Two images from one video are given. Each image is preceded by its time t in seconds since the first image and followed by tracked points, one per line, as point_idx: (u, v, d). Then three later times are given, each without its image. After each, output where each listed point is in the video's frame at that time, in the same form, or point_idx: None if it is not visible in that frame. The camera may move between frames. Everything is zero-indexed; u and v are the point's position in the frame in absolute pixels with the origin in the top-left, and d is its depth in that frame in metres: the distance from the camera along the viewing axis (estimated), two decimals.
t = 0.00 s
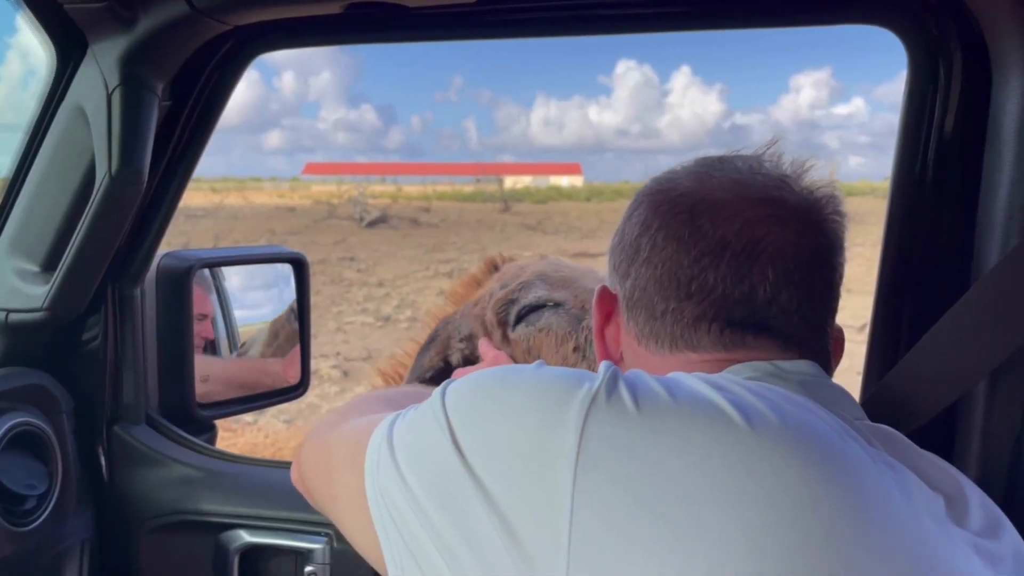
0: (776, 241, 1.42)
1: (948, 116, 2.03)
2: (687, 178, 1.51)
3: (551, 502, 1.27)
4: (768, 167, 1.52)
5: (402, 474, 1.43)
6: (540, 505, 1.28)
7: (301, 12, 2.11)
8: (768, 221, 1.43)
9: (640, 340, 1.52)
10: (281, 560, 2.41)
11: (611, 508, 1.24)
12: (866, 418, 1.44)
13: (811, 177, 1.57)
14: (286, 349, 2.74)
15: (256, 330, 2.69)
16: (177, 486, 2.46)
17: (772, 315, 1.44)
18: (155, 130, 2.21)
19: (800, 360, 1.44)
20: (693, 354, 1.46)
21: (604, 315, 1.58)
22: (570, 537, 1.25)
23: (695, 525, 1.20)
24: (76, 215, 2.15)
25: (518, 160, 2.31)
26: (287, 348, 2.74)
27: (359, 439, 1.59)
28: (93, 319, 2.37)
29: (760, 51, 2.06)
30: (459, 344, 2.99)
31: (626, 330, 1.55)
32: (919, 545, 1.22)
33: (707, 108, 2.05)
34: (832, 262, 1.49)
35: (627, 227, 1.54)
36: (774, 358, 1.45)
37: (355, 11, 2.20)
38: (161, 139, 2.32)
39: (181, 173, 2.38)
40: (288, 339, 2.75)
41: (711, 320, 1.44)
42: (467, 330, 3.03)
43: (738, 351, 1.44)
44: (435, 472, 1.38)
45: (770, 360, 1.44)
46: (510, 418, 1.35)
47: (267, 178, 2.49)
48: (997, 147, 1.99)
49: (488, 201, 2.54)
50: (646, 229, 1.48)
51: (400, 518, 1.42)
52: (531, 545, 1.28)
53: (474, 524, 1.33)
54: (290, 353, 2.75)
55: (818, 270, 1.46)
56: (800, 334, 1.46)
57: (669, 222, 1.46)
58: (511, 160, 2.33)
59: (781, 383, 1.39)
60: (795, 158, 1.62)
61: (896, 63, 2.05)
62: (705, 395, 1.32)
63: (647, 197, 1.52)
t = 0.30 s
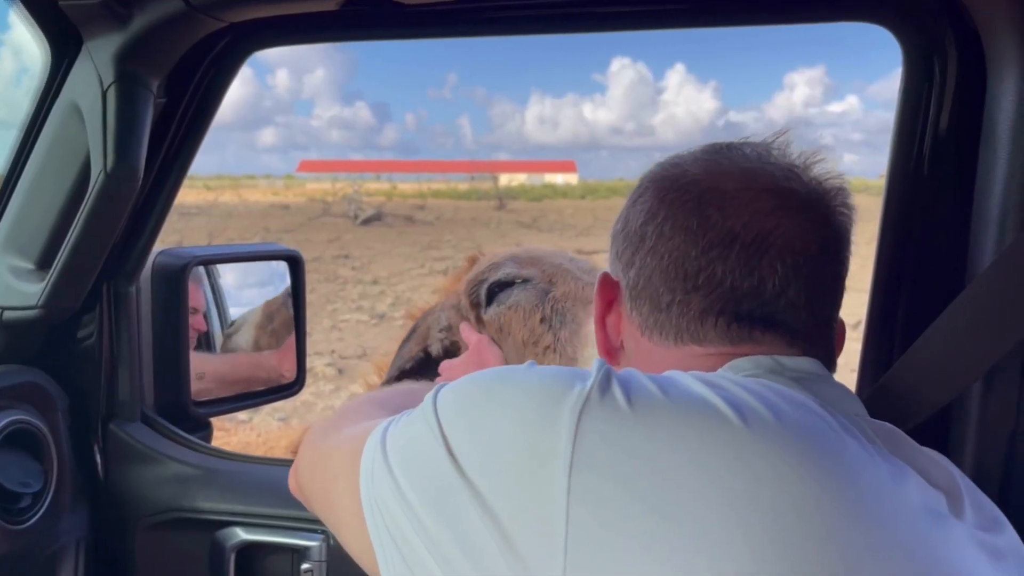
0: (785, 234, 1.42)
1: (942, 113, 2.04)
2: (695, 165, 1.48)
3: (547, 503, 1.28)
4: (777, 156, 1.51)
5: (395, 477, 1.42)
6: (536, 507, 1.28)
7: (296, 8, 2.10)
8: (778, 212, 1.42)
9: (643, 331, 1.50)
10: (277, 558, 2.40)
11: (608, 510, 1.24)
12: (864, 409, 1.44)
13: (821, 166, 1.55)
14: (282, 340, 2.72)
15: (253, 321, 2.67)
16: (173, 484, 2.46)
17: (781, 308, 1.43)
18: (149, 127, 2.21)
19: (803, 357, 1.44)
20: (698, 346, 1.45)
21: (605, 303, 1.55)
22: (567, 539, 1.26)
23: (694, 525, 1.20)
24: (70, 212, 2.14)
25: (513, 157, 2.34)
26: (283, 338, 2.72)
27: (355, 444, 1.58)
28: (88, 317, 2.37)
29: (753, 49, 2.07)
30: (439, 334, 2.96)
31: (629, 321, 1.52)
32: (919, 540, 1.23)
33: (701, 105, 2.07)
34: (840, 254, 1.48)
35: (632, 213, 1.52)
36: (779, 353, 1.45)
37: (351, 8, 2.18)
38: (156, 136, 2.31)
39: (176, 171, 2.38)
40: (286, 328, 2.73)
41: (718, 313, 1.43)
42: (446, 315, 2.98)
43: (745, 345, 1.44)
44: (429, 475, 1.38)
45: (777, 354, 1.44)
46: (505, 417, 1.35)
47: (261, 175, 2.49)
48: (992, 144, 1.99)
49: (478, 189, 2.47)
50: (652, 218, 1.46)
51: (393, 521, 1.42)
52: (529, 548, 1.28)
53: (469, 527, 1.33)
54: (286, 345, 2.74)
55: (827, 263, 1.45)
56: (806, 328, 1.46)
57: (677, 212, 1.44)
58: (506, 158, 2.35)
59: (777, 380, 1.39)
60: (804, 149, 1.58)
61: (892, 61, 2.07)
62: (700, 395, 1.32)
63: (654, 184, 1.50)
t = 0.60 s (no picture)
0: (838, 236, 1.36)
1: (959, 112, 2.02)
2: (741, 150, 1.39)
3: (574, 519, 1.24)
4: (822, 143, 1.44)
5: (411, 493, 1.38)
6: (563, 524, 1.25)
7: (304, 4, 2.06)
8: (831, 211, 1.35)
9: (677, 326, 1.43)
10: (285, 564, 2.35)
11: (638, 527, 1.21)
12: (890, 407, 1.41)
13: (866, 156, 1.49)
14: (285, 326, 2.67)
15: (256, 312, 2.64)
16: (177, 490, 2.41)
17: (829, 311, 1.37)
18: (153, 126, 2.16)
19: (839, 366, 1.39)
20: (738, 348, 1.39)
21: (633, 287, 1.47)
22: (597, 557, 1.22)
23: (730, 543, 1.17)
24: (71, 215, 2.09)
25: (502, 156, 2.46)
26: (287, 319, 2.66)
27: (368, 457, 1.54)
28: (88, 319, 2.33)
29: (747, 47, 2.06)
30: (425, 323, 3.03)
31: (659, 308, 1.45)
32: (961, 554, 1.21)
33: (689, 103, 2.04)
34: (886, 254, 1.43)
35: (667, 196, 1.41)
36: (821, 358, 1.40)
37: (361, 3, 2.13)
38: (158, 136, 2.26)
39: (179, 172, 2.33)
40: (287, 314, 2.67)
41: (764, 316, 1.37)
42: (431, 304, 3.07)
43: (788, 348, 1.39)
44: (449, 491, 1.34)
45: (820, 358, 1.39)
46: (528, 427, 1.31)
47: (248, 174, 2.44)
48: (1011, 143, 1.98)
49: (467, 189, 2.64)
50: (697, 207, 1.37)
51: (409, 535, 1.38)
52: (556, 566, 1.25)
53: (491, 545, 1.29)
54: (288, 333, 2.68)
55: (876, 265, 1.40)
56: (849, 331, 1.41)
57: (726, 203, 1.35)
58: (495, 156, 2.48)
59: (807, 384, 1.36)
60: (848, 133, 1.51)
61: (908, 57, 2.04)
62: (729, 404, 1.29)
63: (696, 168, 1.39)
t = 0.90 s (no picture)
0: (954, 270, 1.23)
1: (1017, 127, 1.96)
2: (850, 163, 1.24)
3: None
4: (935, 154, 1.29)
5: (460, 560, 1.25)
6: None
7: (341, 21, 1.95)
8: (949, 243, 1.23)
9: (759, 354, 1.32)
10: None
11: None
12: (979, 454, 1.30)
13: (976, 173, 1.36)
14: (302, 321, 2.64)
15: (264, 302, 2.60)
16: (192, 528, 2.29)
17: (934, 350, 1.26)
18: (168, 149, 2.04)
19: (935, 412, 1.29)
20: (829, 385, 1.28)
21: (708, 297, 1.37)
22: None
23: None
24: (82, 242, 1.98)
25: (487, 156, 2.47)
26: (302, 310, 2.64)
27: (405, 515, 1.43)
28: (96, 346, 2.19)
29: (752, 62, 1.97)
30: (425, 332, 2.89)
31: (735, 325, 1.34)
32: None
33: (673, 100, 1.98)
34: (993, 282, 1.31)
35: (760, 209, 1.27)
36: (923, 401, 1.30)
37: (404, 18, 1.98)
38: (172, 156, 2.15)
39: (192, 196, 2.22)
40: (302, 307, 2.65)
41: (866, 356, 1.25)
42: (431, 310, 2.92)
43: (887, 390, 1.28)
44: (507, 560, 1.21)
45: (918, 399, 1.28)
46: (598, 491, 1.17)
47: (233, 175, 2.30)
48: None
49: (453, 189, 2.60)
50: (796, 228, 1.23)
51: None
52: None
53: None
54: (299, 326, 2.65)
55: (984, 297, 1.29)
56: (951, 368, 1.30)
57: (835, 230, 1.21)
58: (480, 156, 2.47)
59: (897, 435, 1.23)
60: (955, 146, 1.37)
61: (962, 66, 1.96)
62: (821, 467, 1.15)
63: (798, 181, 1.25)
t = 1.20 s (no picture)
0: (988, 315, 1.22)
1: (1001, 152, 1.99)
2: (889, 197, 1.21)
3: None
4: (981, 185, 1.24)
5: None
6: None
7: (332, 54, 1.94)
8: (986, 287, 1.20)
9: (776, 385, 1.32)
10: None
11: None
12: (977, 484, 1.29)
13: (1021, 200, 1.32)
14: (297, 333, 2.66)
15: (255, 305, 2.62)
16: (183, 563, 2.25)
17: (958, 394, 1.26)
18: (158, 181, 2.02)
19: (950, 455, 1.28)
20: (846, 423, 1.28)
21: (725, 318, 1.37)
22: None
23: None
24: (71, 275, 1.97)
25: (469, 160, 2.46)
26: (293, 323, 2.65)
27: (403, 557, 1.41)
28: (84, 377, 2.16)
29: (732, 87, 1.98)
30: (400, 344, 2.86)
31: (752, 352, 1.35)
32: None
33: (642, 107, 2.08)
34: None
35: (787, 237, 1.25)
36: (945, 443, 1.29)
37: (399, 53, 1.99)
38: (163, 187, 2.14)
39: (183, 225, 2.19)
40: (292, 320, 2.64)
41: (891, 397, 1.25)
42: (407, 322, 2.92)
43: (908, 433, 1.27)
44: None
45: (937, 442, 1.28)
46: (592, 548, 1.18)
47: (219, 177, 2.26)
48: None
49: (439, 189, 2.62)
50: (828, 263, 1.22)
51: None
52: None
53: None
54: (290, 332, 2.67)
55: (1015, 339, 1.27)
56: (975, 410, 1.29)
57: (867, 268, 1.20)
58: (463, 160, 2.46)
59: (892, 480, 1.22)
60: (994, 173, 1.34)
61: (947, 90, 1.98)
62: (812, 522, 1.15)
63: (833, 213, 1.22)
